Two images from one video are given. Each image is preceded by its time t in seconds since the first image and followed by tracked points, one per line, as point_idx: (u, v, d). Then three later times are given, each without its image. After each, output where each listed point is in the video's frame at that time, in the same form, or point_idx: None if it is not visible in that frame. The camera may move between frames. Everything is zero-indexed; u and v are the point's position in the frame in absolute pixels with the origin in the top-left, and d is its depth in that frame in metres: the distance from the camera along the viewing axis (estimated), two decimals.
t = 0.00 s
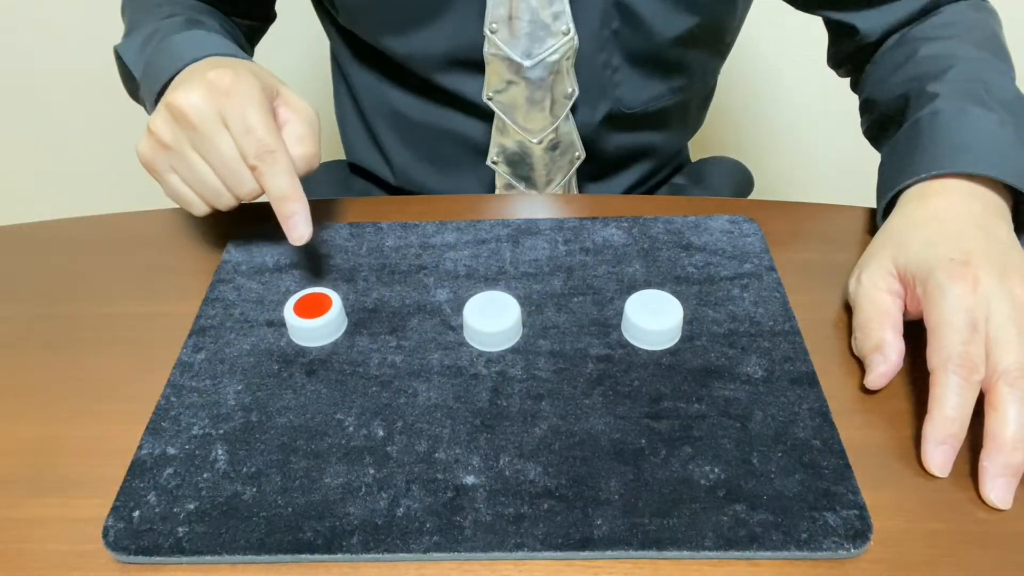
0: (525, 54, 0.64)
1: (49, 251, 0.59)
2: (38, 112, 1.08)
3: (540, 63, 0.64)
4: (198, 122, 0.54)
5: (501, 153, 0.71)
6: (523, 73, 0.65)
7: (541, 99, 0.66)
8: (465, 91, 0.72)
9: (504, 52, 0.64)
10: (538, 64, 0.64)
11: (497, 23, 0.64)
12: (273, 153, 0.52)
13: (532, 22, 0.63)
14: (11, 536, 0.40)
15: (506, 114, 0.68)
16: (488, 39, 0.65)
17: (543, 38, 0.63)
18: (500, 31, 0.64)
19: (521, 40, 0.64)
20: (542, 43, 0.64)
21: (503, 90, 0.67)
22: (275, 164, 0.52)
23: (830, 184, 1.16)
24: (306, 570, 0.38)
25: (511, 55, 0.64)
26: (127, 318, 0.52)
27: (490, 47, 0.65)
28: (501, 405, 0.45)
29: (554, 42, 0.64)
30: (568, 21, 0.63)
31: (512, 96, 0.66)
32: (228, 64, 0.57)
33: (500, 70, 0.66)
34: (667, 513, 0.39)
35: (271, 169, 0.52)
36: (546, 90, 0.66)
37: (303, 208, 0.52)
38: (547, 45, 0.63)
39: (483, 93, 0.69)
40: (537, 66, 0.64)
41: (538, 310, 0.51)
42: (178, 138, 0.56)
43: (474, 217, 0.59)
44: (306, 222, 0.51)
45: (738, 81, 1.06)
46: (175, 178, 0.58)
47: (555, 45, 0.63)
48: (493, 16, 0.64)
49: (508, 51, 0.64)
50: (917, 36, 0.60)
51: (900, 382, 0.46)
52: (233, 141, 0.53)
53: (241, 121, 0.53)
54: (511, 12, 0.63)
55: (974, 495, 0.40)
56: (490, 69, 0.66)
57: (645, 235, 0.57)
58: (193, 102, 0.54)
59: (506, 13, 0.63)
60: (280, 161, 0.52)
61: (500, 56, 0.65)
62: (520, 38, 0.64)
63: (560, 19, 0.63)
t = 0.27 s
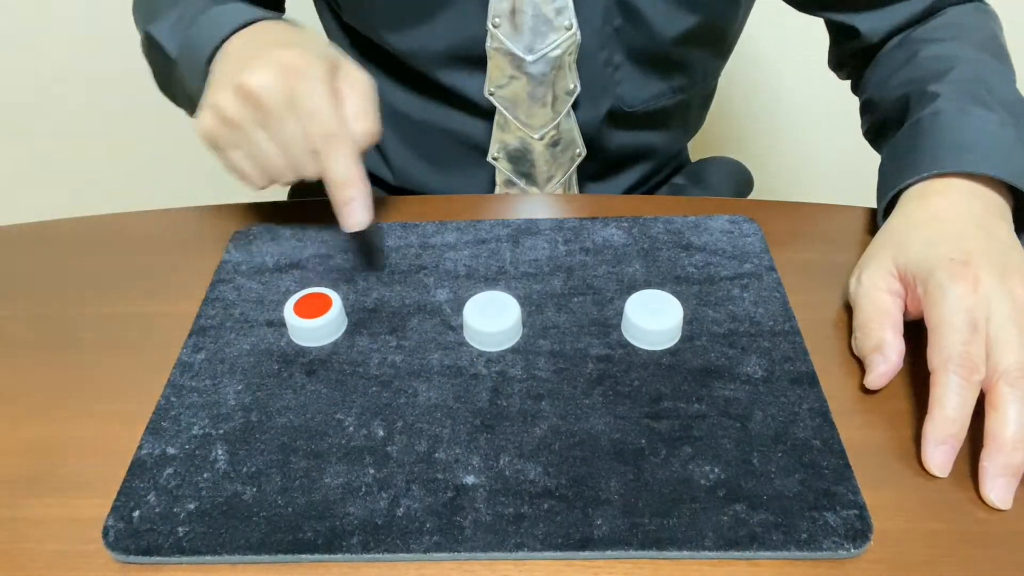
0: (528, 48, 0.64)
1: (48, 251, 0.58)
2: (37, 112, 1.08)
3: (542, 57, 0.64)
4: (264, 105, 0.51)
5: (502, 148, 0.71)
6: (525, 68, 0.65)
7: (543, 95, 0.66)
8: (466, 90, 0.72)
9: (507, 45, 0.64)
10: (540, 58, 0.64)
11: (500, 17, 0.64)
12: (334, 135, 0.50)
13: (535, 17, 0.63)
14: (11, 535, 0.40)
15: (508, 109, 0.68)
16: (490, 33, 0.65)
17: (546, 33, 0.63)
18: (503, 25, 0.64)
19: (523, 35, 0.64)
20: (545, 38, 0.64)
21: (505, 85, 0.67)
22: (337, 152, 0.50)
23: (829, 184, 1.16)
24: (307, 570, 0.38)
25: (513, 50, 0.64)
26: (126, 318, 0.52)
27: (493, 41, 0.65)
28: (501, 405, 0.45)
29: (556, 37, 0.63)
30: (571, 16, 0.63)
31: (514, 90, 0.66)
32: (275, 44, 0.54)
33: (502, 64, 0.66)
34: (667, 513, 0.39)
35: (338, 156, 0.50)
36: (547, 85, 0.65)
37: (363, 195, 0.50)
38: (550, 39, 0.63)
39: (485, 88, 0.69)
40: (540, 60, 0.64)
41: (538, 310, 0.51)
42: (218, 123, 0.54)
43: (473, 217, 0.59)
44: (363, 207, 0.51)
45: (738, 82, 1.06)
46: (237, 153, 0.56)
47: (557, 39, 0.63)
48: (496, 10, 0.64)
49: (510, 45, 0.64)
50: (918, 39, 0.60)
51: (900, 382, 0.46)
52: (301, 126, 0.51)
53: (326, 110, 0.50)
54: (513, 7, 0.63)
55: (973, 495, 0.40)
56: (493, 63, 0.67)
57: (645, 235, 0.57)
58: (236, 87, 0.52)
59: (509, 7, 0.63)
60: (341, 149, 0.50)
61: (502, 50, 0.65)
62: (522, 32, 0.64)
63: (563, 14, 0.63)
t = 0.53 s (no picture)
0: (535, 53, 0.64)
1: (49, 251, 0.58)
2: (37, 111, 1.08)
3: (549, 62, 0.64)
4: (405, 135, 0.53)
5: (507, 151, 0.70)
6: (533, 71, 0.65)
7: (550, 98, 0.66)
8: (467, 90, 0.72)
9: (514, 50, 0.64)
10: (548, 63, 0.64)
11: (508, 21, 0.64)
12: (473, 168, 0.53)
13: (545, 21, 0.63)
14: (11, 535, 0.40)
15: (514, 114, 0.68)
16: (498, 37, 0.65)
17: (554, 37, 0.63)
18: (511, 29, 0.64)
19: (531, 39, 0.64)
20: (553, 42, 0.64)
21: (512, 88, 0.67)
22: (471, 180, 0.53)
23: (829, 185, 1.16)
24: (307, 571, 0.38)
25: (522, 52, 0.64)
26: (126, 318, 0.52)
27: (500, 45, 0.65)
28: (501, 405, 0.45)
29: (564, 42, 0.63)
30: (580, 21, 0.63)
31: (521, 94, 0.66)
32: (371, 58, 0.56)
33: (509, 67, 0.66)
34: (666, 513, 0.39)
35: (468, 185, 0.53)
36: (554, 89, 0.66)
37: (493, 220, 0.53)
38: (558, 44, 0.63)
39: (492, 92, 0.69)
40: (547, 65, 0.64)
41: (538, 310, 0.51)
42: (356, 148, 0.55)
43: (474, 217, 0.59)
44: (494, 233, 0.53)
45: (739, 82, 1.06)
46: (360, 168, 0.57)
47: (565, 44, 0.63)
48: (504, 14, 0.64)
49: (518, 49, 0.64)
50: (923, 42, 0.60)
51: (900, 382, 0.46)
52: (436, 154, 0.53)
53: (456, 140, 0.52)
54: (522, 11, 0.63)
55: (974, 495, 0.40)
56: (500, 67, 0.66)
57: (645, 234, 0.57)
58: (372, 114, 0.53)
59: (518, 11, 0.63)
60: (474, 176, 0.53)
61: (510, 54, 0.65)
62: (530, 37, 0.64)
63: (572, 18, 0.63)
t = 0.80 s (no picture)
0: (539, 68, 0.65)
1: (48, 251, 0.58)
2: (37, 111, 1.07)
3: (553, 78, 0.65)
4: (410, 164, 0.53)
5: (507, 160, 0.71)
6: (536, 87, 0.65)
7: (553, 112, 0.67)
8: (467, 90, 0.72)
9: (518, 65, 0.65)
10: (552, 79, 0.65)
11: (512, 36, 0.64)
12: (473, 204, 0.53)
13: (550, 37, 0.63)
14: (11, 535, 0.40)
15: (516, 126, 0.68)
16: (502, 52, 0.65)
17: (559, 54, 0.64)
18: (516, 45, 0.64)
19: (535, 55, 0.64)
20: (557, 58, 0.64)
21: (515, 102, 0.67)
22: (472, 215, 0.53)
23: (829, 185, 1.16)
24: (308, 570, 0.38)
25: (526, 68, 0.64)
26: (126, 318, 0.52)
27: (504, 60, 0.65)
28: (501, 405, 0.45)
29: (569, 58, 0.64)
30: (584, 38, 0.64)
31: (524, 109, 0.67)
32: (381, 82, 0.56)
33: (512, 81, 0.66)
34: (666, 513, 0.39)
35: (469, 219, 0.53)
36: (557, 104, 0.66)
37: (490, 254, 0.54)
38: (563, 60, 0.64)
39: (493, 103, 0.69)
40: (552, 81, 0.65)
41: (538, 310, 0.51)
42: (359, 174, 0.54)
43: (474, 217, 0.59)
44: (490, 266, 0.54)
45: (739, 83, 1.06)
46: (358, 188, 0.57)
47: (570, 61, 0.64)
48: (508, 29, 0.64)
49: (522, 65, 0.65)
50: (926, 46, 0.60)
51: (901, 382, 0.46)
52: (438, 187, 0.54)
53: (460, 174, 0.53)
54: (527, 27, 0.63)
55: (974, 495, 0.40)
56: (503, 81, 0.67)
57: (645, 235, 0.57)
58: (379, 141, 0.53)
59: (523, 27, 0.63)
60: (474, 212, 0.53)
61: (513, 69, 0.65)
62: (535, 53, 0.64)
63: (576, 36, 0.64)
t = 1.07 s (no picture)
0: (540, 79, 0.65)
1: (49, 251, 0.58)
2: (38, 111, 1.07)
3: (554, 89, 0.65)
4: (411, 165, 0.53)
5: (508, 169, 0.71)
6: (537, 97, 0.66)
7: (554, 123, 0.67)
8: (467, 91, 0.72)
9: (519, 76, 0.65)
10: (553, 90, 0.65)
11: (513, 47, 0.64)
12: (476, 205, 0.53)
13: (552, 49, 0.64)
14: (11, 535, 0.40)
15: (517, 135, 0.69)
16: (503, 62, 0.65)
17: (559, 65, 0.64)
18: (517, 55, 0.64)
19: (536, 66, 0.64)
20: (558, 70, 0.65)
21: (515, 112, 0.67)
22: (474, 215, 0.53)
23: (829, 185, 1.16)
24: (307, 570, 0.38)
25: (527, 79, 0.65)
26: (126, 318, 0.52)
27: (505, 70, 0.65)
28: (501, 405, 0.45)
29: (570, 70, 0.65)
30: (586, 49, 0.64)
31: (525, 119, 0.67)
32: (382, 81, 0.56)
33: (513, 92, 0.66)
34: (666, 513, 0.39)
35: (470, 220, 0.53)
36: (557, 113, 0.67)
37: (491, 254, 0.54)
38: (564, 71, 0.64)
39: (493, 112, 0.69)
40: (552, 92, 0.65)
41: (538, 310, 0.51)
42: (359, 174, 0.54)
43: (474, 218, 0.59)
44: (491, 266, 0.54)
45: (740, 84, 1.06)
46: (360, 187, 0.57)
47: (571, 72, 0.65)
48: (510, 40, 0.64)
49: (523, 76, 0.65)
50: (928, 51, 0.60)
51: (901, 382, 0.46)
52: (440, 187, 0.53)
53: (462, 175, 0.53)
54: (529, 39, 0.63)
55: (975, 495, 0.40)
56: (504, 91, 0.67)
57: (645, 235, 0.57)
58: (380, 141, 0.53)
59: (524, 38, 0.63)
60: (476, 212, 0.53)
61: (514, 79, 0.65)
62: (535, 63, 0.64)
63: (577, 47, 0.64)
